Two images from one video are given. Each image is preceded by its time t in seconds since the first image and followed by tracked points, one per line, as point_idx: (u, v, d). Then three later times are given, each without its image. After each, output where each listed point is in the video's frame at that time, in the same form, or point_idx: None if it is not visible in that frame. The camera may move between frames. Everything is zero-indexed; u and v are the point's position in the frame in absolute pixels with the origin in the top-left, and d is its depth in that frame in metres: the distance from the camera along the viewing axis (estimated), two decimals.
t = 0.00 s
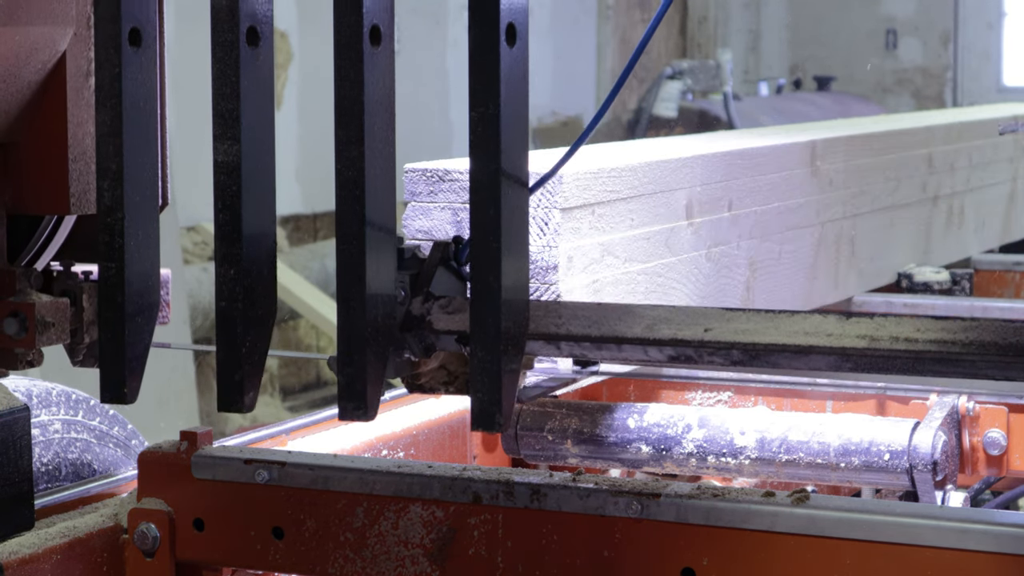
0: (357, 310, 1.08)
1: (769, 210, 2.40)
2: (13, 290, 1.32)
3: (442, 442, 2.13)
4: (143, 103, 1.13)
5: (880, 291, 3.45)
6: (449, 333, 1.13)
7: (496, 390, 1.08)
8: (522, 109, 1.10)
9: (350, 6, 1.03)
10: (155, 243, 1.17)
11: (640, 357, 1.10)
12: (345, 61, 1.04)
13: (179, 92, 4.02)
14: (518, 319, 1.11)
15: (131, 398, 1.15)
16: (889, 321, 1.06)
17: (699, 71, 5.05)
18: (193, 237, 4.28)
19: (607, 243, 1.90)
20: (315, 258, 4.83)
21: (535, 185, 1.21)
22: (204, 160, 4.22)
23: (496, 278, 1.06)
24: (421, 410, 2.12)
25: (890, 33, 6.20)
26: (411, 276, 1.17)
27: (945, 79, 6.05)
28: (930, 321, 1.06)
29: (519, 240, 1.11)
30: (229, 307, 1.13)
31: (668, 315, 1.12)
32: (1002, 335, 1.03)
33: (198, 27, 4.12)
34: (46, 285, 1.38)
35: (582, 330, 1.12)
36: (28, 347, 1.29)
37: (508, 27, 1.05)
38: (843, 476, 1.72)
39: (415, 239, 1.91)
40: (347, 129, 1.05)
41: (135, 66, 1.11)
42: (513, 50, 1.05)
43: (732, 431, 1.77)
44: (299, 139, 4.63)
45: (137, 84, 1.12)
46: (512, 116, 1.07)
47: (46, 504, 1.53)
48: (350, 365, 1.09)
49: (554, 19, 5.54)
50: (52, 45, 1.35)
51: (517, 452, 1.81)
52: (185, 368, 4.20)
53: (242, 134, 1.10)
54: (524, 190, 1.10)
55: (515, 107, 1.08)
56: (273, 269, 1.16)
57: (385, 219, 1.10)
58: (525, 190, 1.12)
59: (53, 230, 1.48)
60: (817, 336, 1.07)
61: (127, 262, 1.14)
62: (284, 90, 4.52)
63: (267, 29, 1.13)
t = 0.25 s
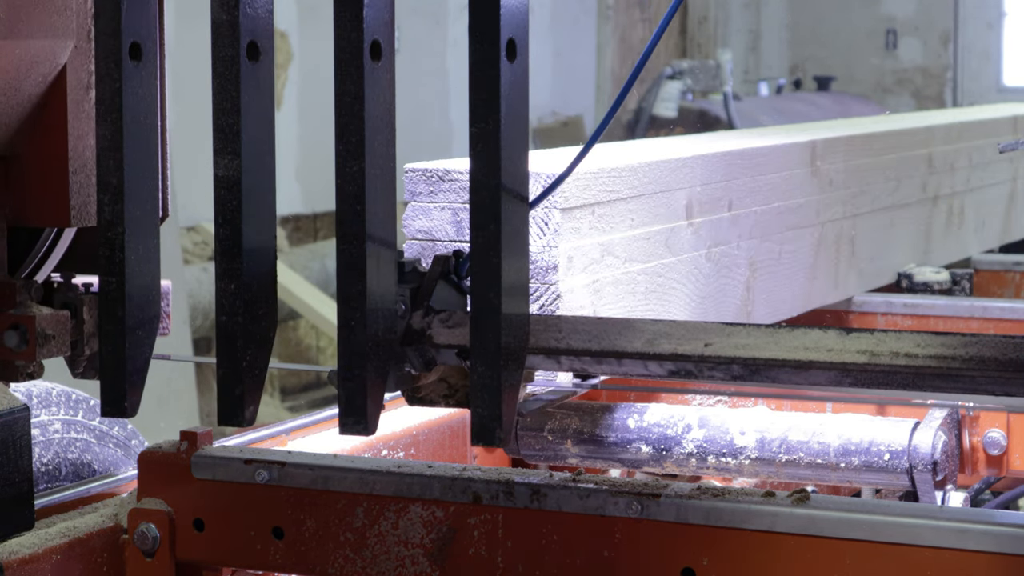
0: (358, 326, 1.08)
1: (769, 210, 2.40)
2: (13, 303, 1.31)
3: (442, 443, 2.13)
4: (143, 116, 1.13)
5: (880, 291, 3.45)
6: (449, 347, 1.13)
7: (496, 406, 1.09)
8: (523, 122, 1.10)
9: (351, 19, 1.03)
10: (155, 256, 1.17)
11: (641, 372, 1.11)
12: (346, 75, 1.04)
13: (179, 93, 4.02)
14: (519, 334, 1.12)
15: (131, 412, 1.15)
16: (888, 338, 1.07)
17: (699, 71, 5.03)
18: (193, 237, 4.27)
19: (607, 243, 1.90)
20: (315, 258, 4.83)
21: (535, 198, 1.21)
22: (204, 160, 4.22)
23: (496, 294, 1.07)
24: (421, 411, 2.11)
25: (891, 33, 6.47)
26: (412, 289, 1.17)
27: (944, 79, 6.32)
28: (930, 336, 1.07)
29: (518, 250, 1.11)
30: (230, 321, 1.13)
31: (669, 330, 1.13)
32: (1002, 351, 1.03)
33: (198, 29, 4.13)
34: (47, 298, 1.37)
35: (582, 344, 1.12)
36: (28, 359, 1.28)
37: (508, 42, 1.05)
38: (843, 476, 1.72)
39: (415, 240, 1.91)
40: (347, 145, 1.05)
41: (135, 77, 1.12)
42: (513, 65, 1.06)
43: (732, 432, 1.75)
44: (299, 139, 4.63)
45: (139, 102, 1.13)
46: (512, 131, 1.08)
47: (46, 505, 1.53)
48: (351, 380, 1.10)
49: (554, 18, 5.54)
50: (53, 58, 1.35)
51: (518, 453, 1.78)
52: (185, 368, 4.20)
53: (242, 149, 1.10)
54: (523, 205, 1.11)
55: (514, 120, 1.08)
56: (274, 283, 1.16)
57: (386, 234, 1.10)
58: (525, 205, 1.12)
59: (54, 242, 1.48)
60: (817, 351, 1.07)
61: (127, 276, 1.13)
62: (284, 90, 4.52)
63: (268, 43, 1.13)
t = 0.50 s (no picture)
0: (358, 326, 1.08)
1: (769, 210, 2.40)
2: (12, 302, 1.32)
3: (442, 443, 2.13)
4: (144, 117, 1.13)
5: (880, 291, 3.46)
6: (449, 346, 1.13)
7: (496, 404, 1.09)
8: (523, 121, 1.10)
9: (350, 19, 1.03)
10: (155, 256, 1.17)
11: (641, 372, 1.10)
12: (346, 74, 1.04)
13: (179, 93, 4.02)
14: (519, 333, 1.11)
15: (130, 412, 1.15)
16: (887, 336, 1.07)
17: (699, 71, 5.03)
18: (193, 237, 4.27)
19: (607, 243, 1.90)
20: (315, 258, 4.84)
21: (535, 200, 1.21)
22: (204, 161, 4.22)
23: (496, 292, 1.07)
24: (421, 410, 2.11)
25: (891, 33, 6.49)
26: (411, 289, 1.17)
27: (945, 79, 6.37)
28: (929, 336, 1.07)
29: (518, 250, 1.11)
30: (230, 321, 1.13)
31: (669, 329, 1.12)
32: (1002, 350, 1.03)
33: (198, 29, 4.13)
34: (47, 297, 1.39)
35: (581, 344, 1.12)
36: (28, 359, 1.30)
37: (507, 42, 1.05)
38: (843, 476, 1.72)
39: (415, 240, 1.91)
40: (347, 144, 1.05)
41: (134, 77, 1.12)
42: (513, 65, 1.06)
43: (732, 431, 1.75)
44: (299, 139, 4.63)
45: (139, 101, 1.12)
46: (512, 130, 1.08)
47: (45, 505, 1.53)
48: (351, 380, 1.09)
49: (554, 18, 5.55)
50: (53, 58, 1.37)
51: (518, 452, 1.78)
52: (185, 369, 4.20)
53: (242, 148, 1.10)
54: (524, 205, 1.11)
55: (514, 121, 1.08)
56: (273, 284, 1.16)
57: (386, 232, 1.10)
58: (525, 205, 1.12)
59: (53, 242, 1.51)
60: (817, 350, 1.07)
61: (127, 275, 1.13)
62: (285, 90, 4.52)
63: (267, 43, 1.13)
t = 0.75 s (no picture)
0: (358, 325, 1.08)
1: (769, 210, 2.40)
2: (12, 302, 1.32)
3: (442, 443, 2.13)
4: (144, 116, 1.13)
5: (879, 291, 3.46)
6: (449, 346, 1.13)
7: (496, 403, 1.09)
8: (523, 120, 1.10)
9: (350, 17, 1.03)
10: (155, 255, 1.17)
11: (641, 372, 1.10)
12: (346, 74, 1.04)
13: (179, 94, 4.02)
14: (518, 333, 1.12)
15: (130, 411, 1.15)
16: (887, 336, 1.07)
17: (699, 71, 5.03)
18: (193, 237, 4.27)
19: (607, 243, 1.90)
20: (315, 258, 4.84)
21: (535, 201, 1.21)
22: (204, 161, 4.22)
23: (496, 292, 1.07)
24: (420, 410, 2.11)
25: (891, 33, 6.49)
26: (411, 289, 1.17)
27: (945, 79, 6.39)
28: (928, 336, 1.07)
29: (518, 249, 1.11)
30: (230, 320, 1.13)
31: (668, 329, 1.13)
32: (1001, 350, 1.03)
33: (197, 29, 4.13)
34: (46, 297, 1.39)
35: (581, 343, 1.12)
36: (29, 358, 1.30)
37: (507, 42, 1.05)
38: (843, 476, 1.72)
39: (415, 239, 1.91)
40: (346, 143, 1.05)
41: (134, 77, 1.11)
42: (513, 65, 1.06)
43: (732, 431, 1.74)
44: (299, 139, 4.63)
45: (139, 99, 1.12)
46: (512, 130, 1.08)
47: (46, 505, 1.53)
48: (352, 380, 1.09)
49: (554, 18, 5.54)
50: (52, 58, 1.38)
51: (518, 452, 1.78)
52: (185, 369, 4.20)
53: (242, 147, 1.10)
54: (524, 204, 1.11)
55: (515, 120, 1.08)
56: (273, 284, 1.16)
57: (385, 231, 1.10)
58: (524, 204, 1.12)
59: (53, 242, 1.51)
60: (817, 350, 1.07)
61: (127, 275, 1.13)
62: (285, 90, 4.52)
63: (267, 43, 1.13)
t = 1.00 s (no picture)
0: (358, 325, 1.08)
1: (769, 210, 2.40)
2: (13, 302, 1.33)
3: (442, 443, 2.13)
4: (144, 115, 1.13)
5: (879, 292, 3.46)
6: (449, 345, 1.13)
7: (496, 403, 1.09)
8: (523, 121, 1.10)
9: (350, 17, 1.03)
10: (155, 255, 1.17)
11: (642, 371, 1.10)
12: (347, 74, 1.04)
13: (179, 94, 4.01)
14: (519, 332, 1.12)
15: (130, 411, 1.15)
16: (887, 336, 1.07)
17: (699, 71, 5.03)
18: (193, 237, 4.27)
19: (607, 243, 1.90)
20: (315, 258, 4.83)
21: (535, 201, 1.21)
22: (204, 161, 4.22)
23: (496, 292, 1.07)
24: (420, 411, 2.11)
25: (891, 33, 6.53)
26: (411, 289, 1.17)
27: (944, 79, 6.41)
28: (928, 335, 1.07)
29: (518, 249, 1.11)
30: (230, 320, 1.13)
31: (668, 329, 1.13)
32: (1001, 349, 1.03)
33: (197, 29, 4.12)
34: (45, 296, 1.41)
35: (582, 343, 1.12)
36: (28, 358, 1.31)
37: (508, 41, 1.05)
38: (843, 476, 1.71)
39: (415, 239, 1.91)
40: (346, 143, 1.05)
41: (136, 78, 1.12)
42: (513, 64, 1.06)
43: (732, 431, 1.74)
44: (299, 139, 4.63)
45: (139, 100, 1.12)
46: (512, 130, 1.07)
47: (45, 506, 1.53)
48: (351, 379, 1.09)
49: (554, 18, 5.54)
50: (53, 58, 1.38)
51: (518, 453, 1.77)
52: (185, 369, 4.20)
53: (242, 148, 1.10)
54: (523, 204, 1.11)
55: (514, 120, 1.08)
56: (272, 284, 1.16)
57: (385, 231, 1.10)
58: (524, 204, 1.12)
59: (54, 242, 1.52)
60: (817, 350, 1.07)
61: (127, 275, 1.13)
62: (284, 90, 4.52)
63: (268, 43, 1.13)
